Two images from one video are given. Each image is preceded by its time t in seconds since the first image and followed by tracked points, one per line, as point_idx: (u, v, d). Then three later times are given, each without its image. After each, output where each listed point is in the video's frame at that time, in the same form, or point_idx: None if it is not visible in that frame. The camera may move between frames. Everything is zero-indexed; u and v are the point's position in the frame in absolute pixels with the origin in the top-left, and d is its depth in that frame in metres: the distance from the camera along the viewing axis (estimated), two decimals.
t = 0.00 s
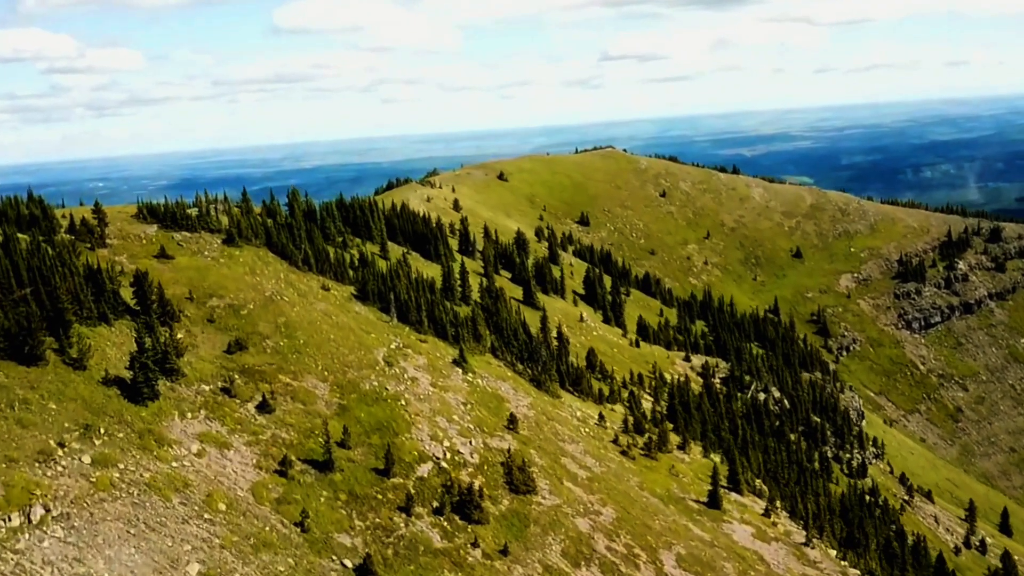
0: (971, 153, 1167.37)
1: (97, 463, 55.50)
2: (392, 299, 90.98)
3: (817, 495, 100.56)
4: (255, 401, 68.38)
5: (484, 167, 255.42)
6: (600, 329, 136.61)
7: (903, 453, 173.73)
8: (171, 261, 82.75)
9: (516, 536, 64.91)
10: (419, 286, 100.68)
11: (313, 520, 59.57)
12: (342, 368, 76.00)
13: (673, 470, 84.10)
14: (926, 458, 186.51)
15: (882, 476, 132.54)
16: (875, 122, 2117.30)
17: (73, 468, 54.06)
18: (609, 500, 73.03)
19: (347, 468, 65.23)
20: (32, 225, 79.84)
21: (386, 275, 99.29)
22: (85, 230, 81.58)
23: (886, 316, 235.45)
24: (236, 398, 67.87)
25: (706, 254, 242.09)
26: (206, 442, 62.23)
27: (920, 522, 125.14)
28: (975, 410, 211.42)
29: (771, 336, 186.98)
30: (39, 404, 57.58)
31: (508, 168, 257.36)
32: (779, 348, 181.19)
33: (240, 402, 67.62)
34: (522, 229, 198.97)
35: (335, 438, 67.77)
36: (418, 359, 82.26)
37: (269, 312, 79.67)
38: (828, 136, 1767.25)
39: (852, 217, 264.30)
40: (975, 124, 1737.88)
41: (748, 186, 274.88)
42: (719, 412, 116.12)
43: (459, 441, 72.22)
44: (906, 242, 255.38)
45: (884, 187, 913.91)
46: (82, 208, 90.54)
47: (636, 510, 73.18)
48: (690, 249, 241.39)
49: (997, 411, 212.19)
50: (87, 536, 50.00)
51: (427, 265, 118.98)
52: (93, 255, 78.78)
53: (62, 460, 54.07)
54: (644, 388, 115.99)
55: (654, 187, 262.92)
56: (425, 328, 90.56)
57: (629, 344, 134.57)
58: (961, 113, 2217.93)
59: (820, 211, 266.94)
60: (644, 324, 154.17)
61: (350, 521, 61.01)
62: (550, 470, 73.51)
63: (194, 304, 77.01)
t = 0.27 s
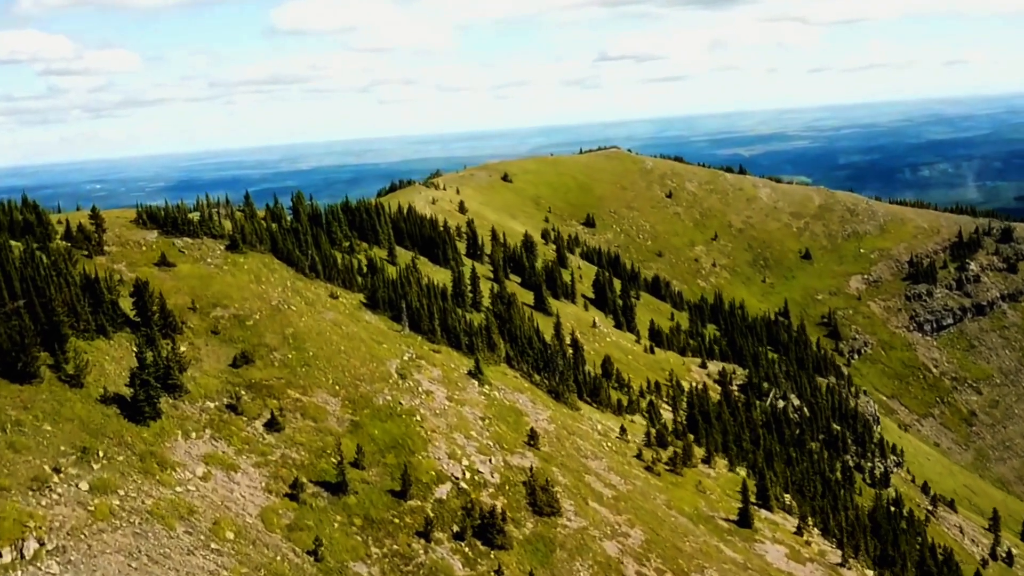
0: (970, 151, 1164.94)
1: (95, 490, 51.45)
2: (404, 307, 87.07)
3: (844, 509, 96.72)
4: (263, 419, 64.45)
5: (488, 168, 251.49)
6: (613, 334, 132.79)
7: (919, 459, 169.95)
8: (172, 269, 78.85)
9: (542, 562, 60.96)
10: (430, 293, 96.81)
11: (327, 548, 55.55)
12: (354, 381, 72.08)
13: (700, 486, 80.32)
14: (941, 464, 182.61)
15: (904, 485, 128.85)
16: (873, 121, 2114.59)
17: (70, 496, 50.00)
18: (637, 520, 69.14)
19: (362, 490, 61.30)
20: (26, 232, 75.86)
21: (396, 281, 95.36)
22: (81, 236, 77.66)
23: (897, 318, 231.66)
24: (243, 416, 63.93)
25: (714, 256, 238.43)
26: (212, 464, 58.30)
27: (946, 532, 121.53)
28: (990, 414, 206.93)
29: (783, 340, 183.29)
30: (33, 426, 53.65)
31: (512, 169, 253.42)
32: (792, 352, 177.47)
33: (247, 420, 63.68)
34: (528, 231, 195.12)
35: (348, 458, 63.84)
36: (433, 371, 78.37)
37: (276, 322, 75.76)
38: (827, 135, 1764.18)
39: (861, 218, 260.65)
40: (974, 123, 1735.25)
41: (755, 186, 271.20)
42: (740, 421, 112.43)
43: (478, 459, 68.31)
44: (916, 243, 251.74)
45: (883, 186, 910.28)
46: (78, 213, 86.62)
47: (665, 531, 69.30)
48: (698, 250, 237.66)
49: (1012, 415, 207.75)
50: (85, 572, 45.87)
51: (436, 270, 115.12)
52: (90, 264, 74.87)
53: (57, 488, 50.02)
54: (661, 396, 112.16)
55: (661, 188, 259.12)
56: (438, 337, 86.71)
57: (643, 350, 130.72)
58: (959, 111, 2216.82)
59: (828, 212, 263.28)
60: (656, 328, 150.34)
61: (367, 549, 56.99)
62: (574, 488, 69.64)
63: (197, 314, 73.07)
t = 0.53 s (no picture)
0: (969, 150, 1161.75)
1: (94, 520, 47.48)
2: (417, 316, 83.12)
3: (875, 525, 92.77)
4: (272, 439, 60.48)
5: (492, 168, 247.61)
6: (628, 340, 128.89)
7: (937, 466, 165.96)
8: (174, 278, 74.95)
9: None
10: (443, 300, 92.86)
11: None
12: (367, 396, 68.11)
13: (730, 505, 76.45)
14: (958, 469, 178.54)
15: (928, 495, 125.03)
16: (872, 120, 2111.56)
17: (67, 528, 46.04)
18: (668, 544, 65.13)
19: (378, 516, 57.29)
20: (19, 239, 71.86)
21: (407, 288, 91.40)
22: (78, 243, 73.72)
23: (909, 320, 227.64)
24: (251, 436, 59.97)
25: (722, 257, 234.62)
26: (219, 489, 54.35)
27: (973, 545, 117.56)
28: (1005, 418, 201.86)
29: (796, 344, 179.44)
30: (26, 451, 49.72)
31: (516, 169, 249.52)
32: (806, 356, 173.56)
33: (255, 440, 59.73)
34: (535, 233, 191.29)
35: (363, 480, 59.89)
36: (449, 384, 74.44)
37: (284, 334, 71.85)
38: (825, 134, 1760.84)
39: (871, 218, 256.95)
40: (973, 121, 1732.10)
41: (762, 186, 267.47)
42: (761, 432, 108.62)
43: (500, 480, 64.31)
44: (927, 244, 247.96)
45: (881, 185, 908.30)
46: (74, 219, 82.63)
47: (699, 556, 65.34)
48: (706, 252, 233.84)
49: None
50: None
51: (447, 275, 111.23)
52: (87, 274, 70.91)
53: (53, 520, 46.04)
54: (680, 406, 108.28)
55: (667, 189, 255.30)
56: (453, 347, 82.82)
57: (658, 355, 126.79)
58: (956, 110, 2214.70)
59: (837, 212, 259.56)
60: (669, 333, 146.37)
61: None
62: (601, 510, 65.62)
63: (201, 326, 69.17)
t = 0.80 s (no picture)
0: (968, 148, 1159.02)
1: (91, 557, 43.40)
2: (430, 325, 79.06)
3: (908, 542, 88.74)
4: (282, 460, 56.43)
5: (496, 169, 243.74)
6: (643, 346, 124.90)
7: (956, 472, 162.09)
8: (176, 287, 70.94)
9: None
10: (457, 307, 88.86)
11: None
12: (382, 413, 64.09)
13: (764, 525, 72.44)
14: (976, 475, 174.54)
15: (954, 505, 121.10)
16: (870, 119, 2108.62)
17: (62, 566, 41.97)
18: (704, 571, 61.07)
19: (398, 544, 53.22)
20: (12, 246, 67.82)
21: (419, 296, 87.34)
22: (75, 251, 69.69)
23: (921, 323, 223.53)
24: (260, 459, 55.94)
25: (731, 258, 230.77)
26: (227, 517, 50.29)
27: (1002, 557, 113.61)
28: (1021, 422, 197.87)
29: (810, 347, 175.51)
30: (18, 481, 45.66)
31: (520, 170, 245.60)
32: (820, 359, 169.65)
33: (265, 463, 55.68)
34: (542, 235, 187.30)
35: (381, 505, 55.87)
36: (467, 398, 70.42)
37: (293, 346, 67.85)
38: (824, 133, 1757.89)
39: (880, 218, 253.13)
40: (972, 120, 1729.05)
41: (770, 186, 263.66)
42: (785, 443, 104.68)
43: (524, 502, 60.28)
44: (938, 244, 244.05)
45: (881, 184, 905.13)
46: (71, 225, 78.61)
47: None
48: (714, 253, 229.96)
49: None
50: None
51: (458, 280, 107.24)
52: (84, 284, 66.86)
53: (47, 558, 41.96)
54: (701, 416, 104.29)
55: (674, 189, 251.36)
56: (469, 358, 78.83)
57: (675, 362, 122.81)
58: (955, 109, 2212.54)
59: (846, 212, 255.77)
60: (683, 338, 142.36)
61: None
62: (632, 534, 61.57)
63: (205, 338, 65.15)
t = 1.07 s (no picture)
0: (968, 146, 1156.10)
1: None
2: (447, 334, 75.10)
3: (945, 560, 84.69)
4: (295, 486, 52.40)
5: (501, 170, 239.87)
6: (659, 352, 121.00)
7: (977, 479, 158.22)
8: (179, 296, 66.95)
9: None
10: (473, 315, 84.92)
11: None
12: (400, 431, 60.09)
13: (801, 548, 68.44)
14: (994, 481, 170.56)
15: (982, 516, 117.09)
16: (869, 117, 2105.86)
17: None
18: None
19: None
20: (4, 254, 63.79)
21: (434, 304, 83.37)
22: (71, 259, 65.70)
23: (934, 325, 219.18)
24: (272, 484, 51.92)
25: (740, 260, 227.01)
26: (237, 550, 46.24)
27: None
28: None
29: (825, 351, 171.58)
30: (9, 515, 41.64)
31: (526, 170, 241.75)
32: (836, 364, 165.71)
33: (277, 489, 51.64)
34: (549, 237, 183.42)
35: (402, 533, 51.87)
36: (488, 413, 66.44)
37: (304, 359, 63.88)
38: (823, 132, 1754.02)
39: (891, 218, 249.35)
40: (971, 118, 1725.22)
41: (778, 187, 259.88)
42: (811, 456, 100.79)
43: (553, 528, 56.27)
44: (950, 245, 240.09)
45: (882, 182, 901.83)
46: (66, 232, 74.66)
47: None
48: (723, 255, 226.18)
49: None
50: None
51: (470, 286, 103.33)
52: (81, 296, 62.94)
53: None
54: (723, 427, 100.40)
55: (681, 189, 247.54)
56: (488, 370, 74.91)
57: (693, 369, 118.87)
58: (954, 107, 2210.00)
59: (856, 213, 252.04)
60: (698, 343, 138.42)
61: None
62: (668, 561, 57.55)
63: (210, 352, 61.17)
